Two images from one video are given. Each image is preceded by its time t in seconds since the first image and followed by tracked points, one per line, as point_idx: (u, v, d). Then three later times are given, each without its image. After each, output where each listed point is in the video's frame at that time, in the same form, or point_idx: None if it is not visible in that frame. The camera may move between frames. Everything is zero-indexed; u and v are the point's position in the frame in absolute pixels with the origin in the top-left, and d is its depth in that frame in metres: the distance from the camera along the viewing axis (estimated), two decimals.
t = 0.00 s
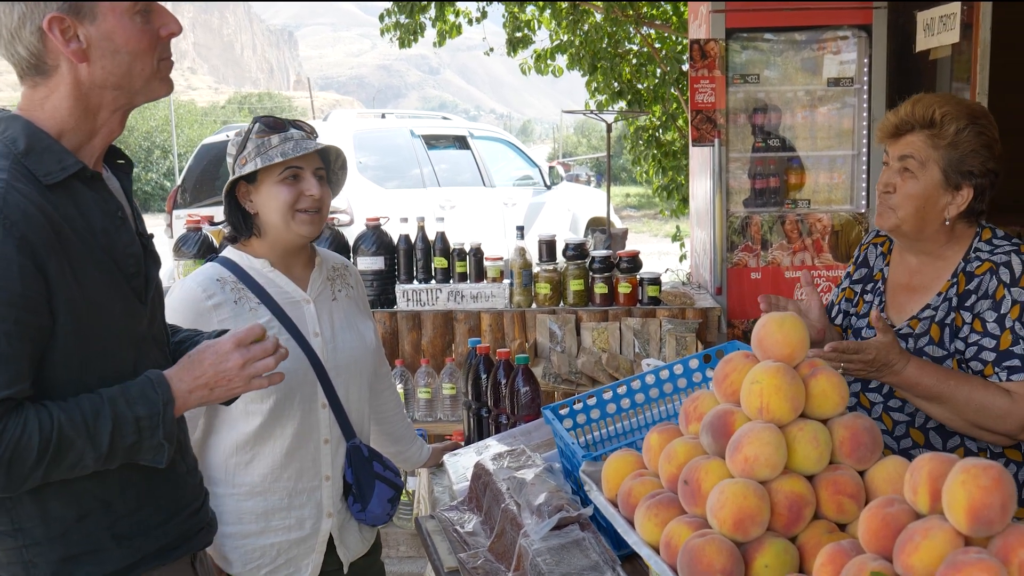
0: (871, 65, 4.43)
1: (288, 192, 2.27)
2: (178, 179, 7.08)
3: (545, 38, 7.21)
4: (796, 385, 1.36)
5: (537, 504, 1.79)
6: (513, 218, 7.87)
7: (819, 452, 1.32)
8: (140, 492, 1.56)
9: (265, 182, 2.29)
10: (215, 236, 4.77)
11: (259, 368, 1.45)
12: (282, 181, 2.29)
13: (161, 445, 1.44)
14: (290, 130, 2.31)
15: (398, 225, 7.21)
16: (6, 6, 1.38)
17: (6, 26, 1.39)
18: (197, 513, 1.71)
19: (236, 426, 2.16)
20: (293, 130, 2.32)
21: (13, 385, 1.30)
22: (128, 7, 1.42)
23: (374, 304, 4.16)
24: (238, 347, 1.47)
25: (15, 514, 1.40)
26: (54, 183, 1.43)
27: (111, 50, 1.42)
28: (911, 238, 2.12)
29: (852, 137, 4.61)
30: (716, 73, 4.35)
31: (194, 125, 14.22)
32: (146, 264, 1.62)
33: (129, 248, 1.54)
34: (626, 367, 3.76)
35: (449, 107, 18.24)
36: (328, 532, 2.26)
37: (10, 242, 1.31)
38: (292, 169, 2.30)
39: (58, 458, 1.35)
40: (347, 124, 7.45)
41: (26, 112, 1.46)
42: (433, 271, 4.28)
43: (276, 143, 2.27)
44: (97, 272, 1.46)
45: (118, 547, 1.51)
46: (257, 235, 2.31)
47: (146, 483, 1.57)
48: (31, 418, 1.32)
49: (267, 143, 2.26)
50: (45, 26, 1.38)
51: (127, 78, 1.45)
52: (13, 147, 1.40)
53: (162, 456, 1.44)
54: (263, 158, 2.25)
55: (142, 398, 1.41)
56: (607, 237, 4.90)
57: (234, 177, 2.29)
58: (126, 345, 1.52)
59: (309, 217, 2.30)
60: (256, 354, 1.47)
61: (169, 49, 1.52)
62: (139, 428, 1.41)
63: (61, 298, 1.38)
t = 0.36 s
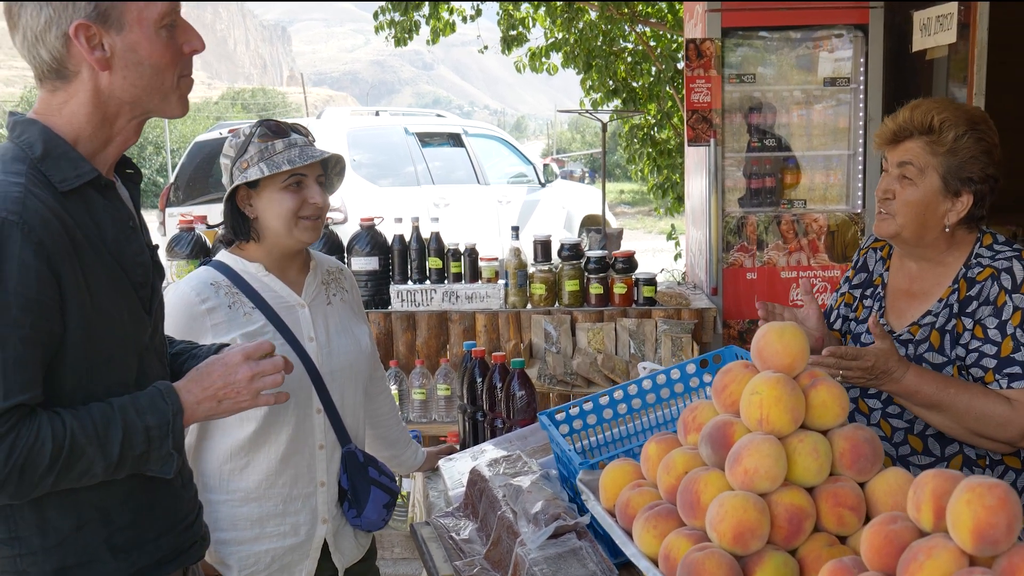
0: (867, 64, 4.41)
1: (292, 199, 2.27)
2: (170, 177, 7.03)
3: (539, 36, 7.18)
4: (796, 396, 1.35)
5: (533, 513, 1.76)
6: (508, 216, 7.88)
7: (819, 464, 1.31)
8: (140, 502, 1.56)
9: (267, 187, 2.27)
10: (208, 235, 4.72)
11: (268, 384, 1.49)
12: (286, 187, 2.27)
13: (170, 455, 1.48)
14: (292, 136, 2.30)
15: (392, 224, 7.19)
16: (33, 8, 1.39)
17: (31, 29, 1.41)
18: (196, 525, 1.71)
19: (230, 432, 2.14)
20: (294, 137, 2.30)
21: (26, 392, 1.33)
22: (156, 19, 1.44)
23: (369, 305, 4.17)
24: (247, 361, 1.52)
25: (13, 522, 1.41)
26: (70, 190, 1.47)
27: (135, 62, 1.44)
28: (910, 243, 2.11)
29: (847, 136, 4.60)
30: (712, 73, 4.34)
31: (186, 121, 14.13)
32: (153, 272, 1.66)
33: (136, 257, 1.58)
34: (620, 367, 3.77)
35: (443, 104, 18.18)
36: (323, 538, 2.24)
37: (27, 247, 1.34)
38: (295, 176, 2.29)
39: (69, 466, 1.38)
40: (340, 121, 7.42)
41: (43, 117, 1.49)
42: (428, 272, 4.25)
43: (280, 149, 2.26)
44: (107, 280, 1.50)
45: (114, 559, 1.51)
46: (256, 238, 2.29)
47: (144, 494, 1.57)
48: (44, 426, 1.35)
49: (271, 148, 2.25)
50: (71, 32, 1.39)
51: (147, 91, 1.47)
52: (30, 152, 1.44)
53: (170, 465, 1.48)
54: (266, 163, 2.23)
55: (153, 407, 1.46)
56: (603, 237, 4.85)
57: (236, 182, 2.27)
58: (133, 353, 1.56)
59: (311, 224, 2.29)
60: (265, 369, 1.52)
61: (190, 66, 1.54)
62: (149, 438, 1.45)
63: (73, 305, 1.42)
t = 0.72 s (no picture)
0: (861, 59, 4.35)
1: (277, 198, 2.23)
2: (162, 172, 6.99)
3: (533, 31, 7.13)
4: (786, 400, 1.32)
5: (520, 516, 1.75)
6: (501, 212, 7.86)
7: (808, 469, 1.28)
8: (127, 505, 1.55)
9: (253, 186, 2.23)
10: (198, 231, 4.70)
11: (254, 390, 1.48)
12: (272, 186, 2.24)
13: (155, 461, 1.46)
14: (278, 134, 2.26)
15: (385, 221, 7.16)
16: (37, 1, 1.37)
17: (32, 21, 1.39)
18: (182, 530, 1.70)
19: (213, 433, 2.11)
20: (280, 134, 2.27)
21: (9, 394, 1.30)
22: (161, 26, 1.43)
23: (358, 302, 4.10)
24: (233, 366, 1.51)
25: None
26: (59, 190, 1.44)
27: (134, 66, 1.43)
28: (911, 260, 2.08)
29: (841, 132, 4.58)
30: (705, 69, 4.27)
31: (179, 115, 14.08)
32: (142, 275, 1.64)
33: (126, 259, 1.56)
34: (613, 366, 3.76)
35: (437, 99, 18.15)
36: (309, 540, 2.21)
37: (14, 247, 1.32)
38: (281, 175, 2.25)
39: (50, 470, 1.36)
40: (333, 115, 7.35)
41: (35, 114, 1.46)
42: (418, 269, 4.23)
43: (267, 147, 2.22)
44: (96, 281, 1.48)
45: (100, 563, 1.50)
46: (240, 237, 2.25)
47: (130, 498, 1.55)
48: (26, 429, 1.33)
49: (257, 146, 2.22)
50: (72, 30, 1.38)
51: (142, 97, 1.46)
52: (20, 149, 1.41)
53: (154, 471, 1.46)
54: (252, 162, 2.19)
55: (138, 412, 1.44)
56: (596, 234, 4.84)
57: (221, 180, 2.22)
58: (120, 356, 1.54)
59: (297, 224, 2.26)
60: (252, 375, 1.51)
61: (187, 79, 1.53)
62: (133, 442, 1.43)
63: (60, 307, 1.39)
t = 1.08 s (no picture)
0: (865, 59, 4.37)
1: (289, 200, 2.23)
2: (163, 170, 6.97)
3: (535, 29, 7.12)
4: (806, 404, 1.33)
5: (535, 518, 1.74)
6: (503, 211, 7.86)
7: (828, 473, 1.29)
8: (147, 507, 1.56)
9: (265, 188, 2.24)
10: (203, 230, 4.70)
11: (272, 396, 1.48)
12: (284, 188, 2.24)
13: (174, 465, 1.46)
14: (290, 135, 2.26)
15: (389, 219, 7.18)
16: (71, 8, 1.36)
17: (65, 27, 1.37)
18: (201, 534, 1.70)
19: (226, 435, 2.12)
20: (292, 134, 2.28)
21: (31, 398, 1.31)
22: (191, 37, 1.38)
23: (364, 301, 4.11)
24: (251, 370, 1.51)
25: (18, 526, 1.40)
26: (83, 195, 1.46)
27: (164, 74, 1.41)
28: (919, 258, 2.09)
29: (846, 131, 4.59)
30: (710, 68, 4.30)
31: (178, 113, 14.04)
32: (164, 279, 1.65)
33: (147, 263, 1.57)
34: (619, 365, 3.77)
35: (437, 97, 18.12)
36: (321, 541, 2.21)
37: (38, 252, 1.33)
38: (294, 177, 2.25)
39: (70, 474, 1.36)
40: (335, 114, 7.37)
41: (61, 117, 1.47)
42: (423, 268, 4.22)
43: (279, 149, 2.22)
44: (119, 285, 1.49)
45: (120, 564, 1.50)
46: (252, 238, 2.25)
47: (150, 501, 1.56)
48: (47, 432, 1.33)
49: (269, 148, 2.22)
50: (105, 38, 1.35)
51: (171, 104, 1.45)
52: (45, 155, 1.44)
53: (174, 476, 1.46)
54: (263, 164, 2.19)
55: (157, 417, 1.44)
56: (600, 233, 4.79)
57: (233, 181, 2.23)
58: (141, 360, 1.54)
59: (309, 225, 2.27)
60: (269, 378, 1.50)
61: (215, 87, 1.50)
62: (153, 447, 1.43)
63: (82, 311, 1.40)
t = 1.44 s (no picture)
0: (870, 59, 4.41)
1: (306, 200, 2.27)
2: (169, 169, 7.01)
3: (540, 29, 7.15)
4: (821, 404, 1.36)
5: (552, 515, 1.77)
6: (506, 209, 7.90)
7: (844, 470, 1.32)
8: (174, 504, 1.58)
9: (282, 190, 2.27)
10: (212, 230, 4.74)
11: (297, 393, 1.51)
12: (301, 189, 2.27)
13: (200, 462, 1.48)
14: (305, 136, 2.29)
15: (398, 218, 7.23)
16: (101, 12, 1.39)
17: (94, 30, 1.40)
18: (226, 530, 1.73)
19: (245, 432, 2.15)
20: (306, 137, 2.29)
21: (62, 397, 1.32)
22: (216, 43, 1.43)
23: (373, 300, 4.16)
24: (276, 367, 1.54)
25: (49, 521, 1.44)
26: (109, 198, 1.48)
27: (188, 79, 1.44)
28: (931, 237, 2.13)
29: (850, 131, 4.62)
30: (716, 68, 4.33)
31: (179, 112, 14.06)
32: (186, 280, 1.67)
33: (172, 264, 1.59)
34: (626, 364, 3.84)
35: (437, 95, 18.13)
36: (337, 538, 2.24)
37: (67, 255, 1.34)
38: (310, 177, 2.29)
39: (101, 471, 1.38)
40: (339, 113, 7.42)
41: (89, 122, 1.49)
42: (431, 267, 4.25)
43: (295, 150, 2.25)
44: (144, 286, 1.50)
45: (148, 559, 1.53)
46: (272, 241, 2.28)
47: (177, 497, 1.59)
48: (79, 431, 1.35)
49: (285, 150, 2.24)
50: (133, 42, 1.38)
51: (194, 110, 1.47)
52: (73, 159, 1.45)
53: (201, 472, 1.47)
54: (281, 165, 2.22)
55: (184, 414, 1.46)
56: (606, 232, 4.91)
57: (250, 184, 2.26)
58: (166, 359, 1.56)
59: (326, 225, 2.30)
60: (293, 376, 1.54)
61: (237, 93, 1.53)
62: (180, 444, 1.45)
63: (110, 312, 1.42)
